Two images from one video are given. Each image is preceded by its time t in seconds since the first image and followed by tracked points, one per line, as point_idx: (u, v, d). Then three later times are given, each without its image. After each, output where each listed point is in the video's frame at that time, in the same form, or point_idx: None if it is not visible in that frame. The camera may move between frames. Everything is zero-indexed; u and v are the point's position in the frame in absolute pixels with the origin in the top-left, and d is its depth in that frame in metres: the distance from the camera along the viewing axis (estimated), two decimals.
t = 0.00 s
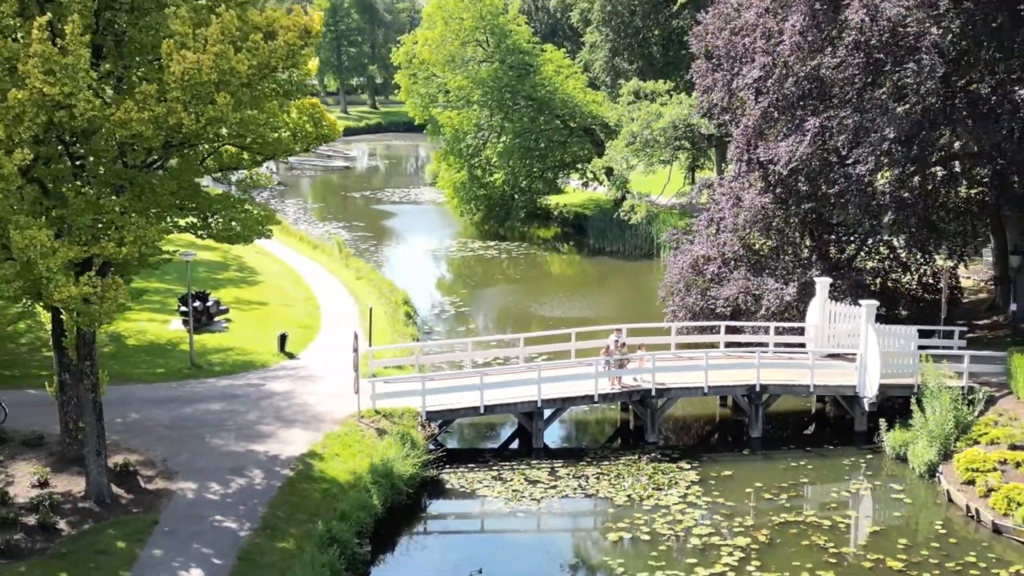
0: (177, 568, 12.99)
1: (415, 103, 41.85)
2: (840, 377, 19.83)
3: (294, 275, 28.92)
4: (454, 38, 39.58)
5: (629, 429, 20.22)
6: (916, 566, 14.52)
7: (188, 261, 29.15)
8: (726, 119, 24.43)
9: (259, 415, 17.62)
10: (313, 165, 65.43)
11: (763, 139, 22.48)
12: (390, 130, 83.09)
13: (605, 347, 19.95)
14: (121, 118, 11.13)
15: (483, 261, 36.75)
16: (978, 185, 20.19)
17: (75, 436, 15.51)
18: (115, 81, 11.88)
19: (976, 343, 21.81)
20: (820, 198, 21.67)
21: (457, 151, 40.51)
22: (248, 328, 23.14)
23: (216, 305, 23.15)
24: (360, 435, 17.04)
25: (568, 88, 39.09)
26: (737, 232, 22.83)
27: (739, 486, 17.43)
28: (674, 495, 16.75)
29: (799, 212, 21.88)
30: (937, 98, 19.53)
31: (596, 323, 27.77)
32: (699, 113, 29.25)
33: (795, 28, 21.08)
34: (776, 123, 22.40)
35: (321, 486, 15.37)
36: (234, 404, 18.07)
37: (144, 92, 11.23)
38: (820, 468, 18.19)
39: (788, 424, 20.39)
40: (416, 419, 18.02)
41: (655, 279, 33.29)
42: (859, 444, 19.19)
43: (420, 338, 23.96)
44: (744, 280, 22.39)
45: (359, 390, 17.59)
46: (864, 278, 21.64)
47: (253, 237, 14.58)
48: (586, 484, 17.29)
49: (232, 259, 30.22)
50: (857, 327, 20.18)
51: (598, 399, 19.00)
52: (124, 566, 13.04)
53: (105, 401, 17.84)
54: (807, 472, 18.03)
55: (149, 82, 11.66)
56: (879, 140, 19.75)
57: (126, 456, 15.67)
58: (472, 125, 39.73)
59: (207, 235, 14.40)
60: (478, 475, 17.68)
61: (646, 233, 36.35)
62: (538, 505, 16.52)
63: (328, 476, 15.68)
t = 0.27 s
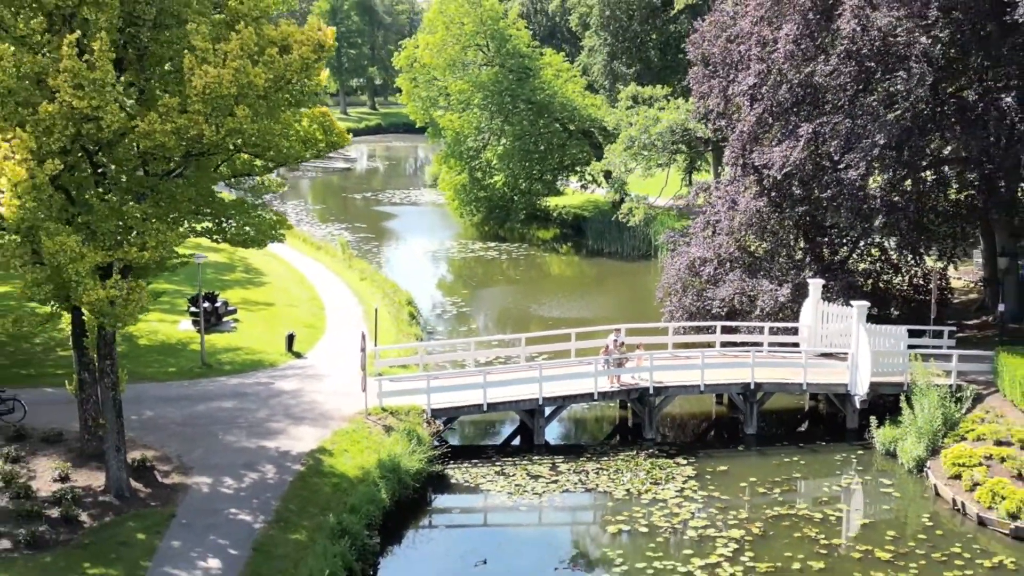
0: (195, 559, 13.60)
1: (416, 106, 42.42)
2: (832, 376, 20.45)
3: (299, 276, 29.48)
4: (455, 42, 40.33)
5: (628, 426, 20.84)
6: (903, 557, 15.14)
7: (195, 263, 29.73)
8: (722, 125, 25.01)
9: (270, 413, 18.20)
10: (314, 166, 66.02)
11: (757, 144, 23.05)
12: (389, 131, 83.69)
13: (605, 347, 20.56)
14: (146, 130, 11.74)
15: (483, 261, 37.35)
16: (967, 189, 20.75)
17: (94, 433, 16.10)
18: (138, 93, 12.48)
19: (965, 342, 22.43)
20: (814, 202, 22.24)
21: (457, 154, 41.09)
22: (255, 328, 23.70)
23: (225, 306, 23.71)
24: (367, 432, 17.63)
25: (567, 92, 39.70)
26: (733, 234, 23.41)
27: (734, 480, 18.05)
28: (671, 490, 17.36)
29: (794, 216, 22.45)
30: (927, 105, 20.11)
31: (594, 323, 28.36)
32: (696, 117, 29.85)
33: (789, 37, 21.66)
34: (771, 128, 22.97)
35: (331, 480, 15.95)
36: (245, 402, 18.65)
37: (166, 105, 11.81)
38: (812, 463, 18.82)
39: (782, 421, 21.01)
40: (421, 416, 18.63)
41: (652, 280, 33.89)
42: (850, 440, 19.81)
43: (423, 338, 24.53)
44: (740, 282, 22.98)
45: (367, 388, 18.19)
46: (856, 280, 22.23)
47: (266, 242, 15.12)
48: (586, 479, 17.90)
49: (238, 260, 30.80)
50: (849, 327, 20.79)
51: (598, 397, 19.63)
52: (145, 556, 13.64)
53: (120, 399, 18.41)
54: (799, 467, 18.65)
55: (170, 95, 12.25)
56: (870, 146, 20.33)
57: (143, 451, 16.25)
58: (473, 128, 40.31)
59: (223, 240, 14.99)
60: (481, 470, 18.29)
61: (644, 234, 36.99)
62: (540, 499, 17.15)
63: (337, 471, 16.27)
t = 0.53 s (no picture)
0: (212, 546, 14.23)
1: (417, 105, 42.95)
2: (823, 371, 21.11)
3: (302, 273, 30.05)
4: (454, 43, 40.87)
5: (626, 420, 21.47)
6: (889, 544, 15.79)
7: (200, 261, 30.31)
8: (717, 126, 25.62)
9: (279, 406, 18.81)
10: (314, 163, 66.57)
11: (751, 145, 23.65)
12: (388, 128, 84.24)
13: (603, 343, 21.18)
14: (169, 137, 12.40)
15: (482, 258, 37.95)
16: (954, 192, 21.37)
17: (111, 426, 16.70)
18: (159, 101, 13.11)
19: (953, 338, 23.08)
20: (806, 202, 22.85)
21: (457, 152, 41.67)
22: (262, 325, 24.28)
23: (233, 303, 24.27)
24: (374, 425, 18.25)
25: (565, 91, 40.27)
26: (727, 233, 24.02)
27: (728, 472, 18.69)
28: (667, 481, 18.00)
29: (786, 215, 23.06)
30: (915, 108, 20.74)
31: (592, 320, 28.98)
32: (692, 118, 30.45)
33: (782, 41, 22.28)
34: (764, 129, 23.58)
35: (340, 471, 16.57)
36: (255, 396, 19.26)
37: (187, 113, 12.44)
38: (803, 455, 19.47)
39: (775, 415, 21.67)
40: (426, 410, 19.26)
41: (649, 277, 34.50)
42: (841, 433, 20.46)
43: (426, 334, 25.12)
44: (734, 279, 23.59)
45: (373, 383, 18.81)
46: (847, 277, 22.85)
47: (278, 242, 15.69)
48: (585, 470, 18.54)
49: (243, 258, 31.37)
50: (840, 323, 21.45)
51: (597, 390, 20.27)
52: (163, 544, 14.26)
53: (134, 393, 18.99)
54: (791, 459, 19.31)
55: (190, 103, 12.88)
56: (861, 147, 20.95)
57: (158, 444, 16.85)
58: (472, 127, 40.87)
59: (236, 239, 15.57)
60: (484, 462, 18.93)
61: (641, 232, 37.62)
62: (541, 490, 17.79)
63: (346, 462, 16.88)
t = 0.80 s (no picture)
0: (232, 521, 14.92)
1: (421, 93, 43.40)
2: (819, 355, 21.76)
3: (311, 260, 30.69)
4: (458, 32, 41.32)
5: (627, 403, 22.18)
6: (880, 520, 16.47)
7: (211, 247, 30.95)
8: (716, 116, 26.19)
9: (293, 389, 19.48)
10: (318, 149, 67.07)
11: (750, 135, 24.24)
12: (391, 114, 84.64)
13: (606, 328, 21.83)
14: (192, 131, 13.04)
15: (486, 245, 38.56)
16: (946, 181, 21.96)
17: (132, 407, 17.37)
18: (181, 96, 13.74)
19: (946, 323, 23.72)
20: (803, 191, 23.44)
21: (461, 140, 42.20)
22: (273, 310, 24.92)
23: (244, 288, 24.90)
24: (385, 406, 18.91)
25: (568, 80, 40.75)
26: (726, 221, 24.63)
27: (726, 452, 19.35)
28: (667, 461, 18.67)
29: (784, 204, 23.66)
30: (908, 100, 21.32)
31: (594, 305, 29.59)
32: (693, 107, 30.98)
33: (779, 34, 22.84)
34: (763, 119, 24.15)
35: (353, 451, 17.23)
36: (269, 379, 19.92)
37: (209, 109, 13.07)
38: (799, 436, 20.15)
39: (772, 398, 22.34)
40: (434, 392, 19.93)
41: (649, 263, 35.10)
42: (836, 415, 21.13)
43: (432, 319, 25.77)
44: (733, 266, 24.20)
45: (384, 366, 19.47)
46: (843, 264, 23.46)
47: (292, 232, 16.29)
48: (588, 451, 19.22)
49: (252, 245, 32.02)
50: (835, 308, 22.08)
51: (598, 373, 21.00)
52: (186, 519, 14.95)
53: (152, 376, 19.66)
54: (787, 439, 19.98)
55: (211, 98, 13.52)
56: (856, 138, 21.53)
57: (177, 424, 17.52)
58: (476, 114, 41.38)
59: (253, 228, 16.19)
60: (491, 443, 19.61)
61: (642, 219, 38.19)
62: (545, 470, 18.48)
63: (358, 442, 17.55)
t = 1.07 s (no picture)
0: (249, 511, 15.58)
1: (425, 94, 43.98)
2: (814, 353, 22.44)
3: (318, 260, 31.33)
4: (462, 35, 41.89)
5: (627, 399, 22.86)
6: (871, 512, 17.12)
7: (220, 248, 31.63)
8: (715, 120, 26.83)
9: (304, 385, 20.16)
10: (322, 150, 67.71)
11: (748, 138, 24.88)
12: (394, 115, 85.25)
13: (607, 327, 22.49)
14: (213, 139, 13.72)
15: (488, 245, 39.20)
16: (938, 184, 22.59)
17: (151, 403, 18.04)
18: (202, 106, 14.42)
19: (938, 321, 24.36)
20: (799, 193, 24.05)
21: (464, 142, 42.84)
22: (282, 309, 25.57)
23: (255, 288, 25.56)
24: (393, 403, 19.58)
25: (570, 83, 41.36)
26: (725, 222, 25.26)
27: (723, 447, 20.01)
28: (666, 455, 19.32)
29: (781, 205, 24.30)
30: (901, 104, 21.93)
31: (595, 304, 30.23)
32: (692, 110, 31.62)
33: (776, 40, 23.49)
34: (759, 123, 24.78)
35: (363, 445, 17.90)
36: (281, 376, 20.60)
37: (229, 118, 13.73)
38: (794, 431, 20.82)
39: (768, 394, 23.02)
40: (441, 389, 20.62)
41: (649, 263, 35.73)
42: (830, 411, 21.81)
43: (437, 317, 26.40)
44: (731, 266, 24.82)
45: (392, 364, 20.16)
46: (838, 264, 24.09)
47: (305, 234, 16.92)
48: (589, 446, 19.89)
49: (261, 246, 32.67)
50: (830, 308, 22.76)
51: (599, 372, 21.72)
52: (205, 509, 15.61)
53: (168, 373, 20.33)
54: (782, 435, 20.65)
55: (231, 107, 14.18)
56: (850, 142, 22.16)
57: (194, 419, 18.18)
58: (479, 116, 42.03)
59: (268, 231, 16.84)
60: (496, 438, 20.29)
61: (642, 219, 38.80)
62: (549, 464, 19.17)
63: (368, 436, 18.21)
